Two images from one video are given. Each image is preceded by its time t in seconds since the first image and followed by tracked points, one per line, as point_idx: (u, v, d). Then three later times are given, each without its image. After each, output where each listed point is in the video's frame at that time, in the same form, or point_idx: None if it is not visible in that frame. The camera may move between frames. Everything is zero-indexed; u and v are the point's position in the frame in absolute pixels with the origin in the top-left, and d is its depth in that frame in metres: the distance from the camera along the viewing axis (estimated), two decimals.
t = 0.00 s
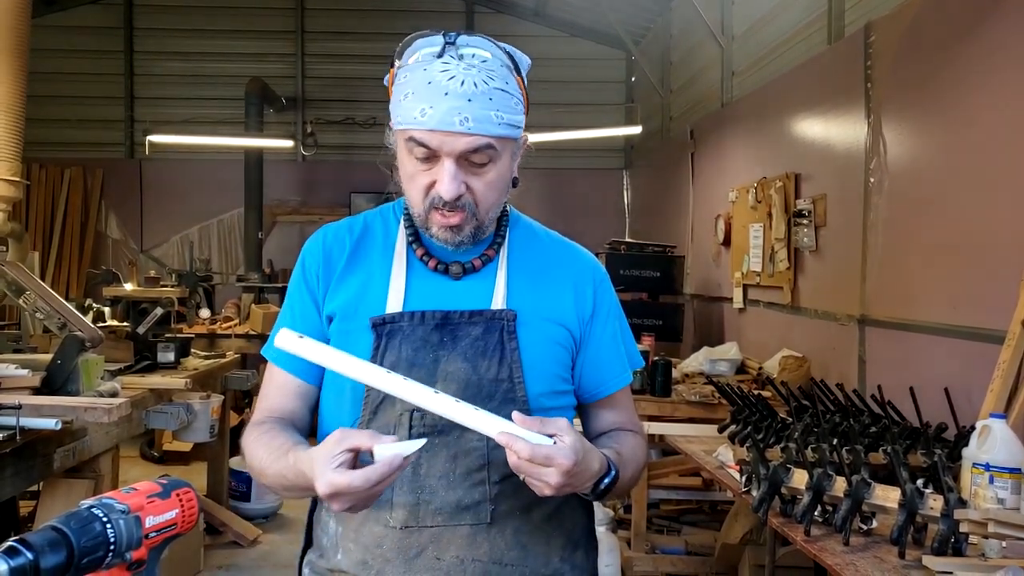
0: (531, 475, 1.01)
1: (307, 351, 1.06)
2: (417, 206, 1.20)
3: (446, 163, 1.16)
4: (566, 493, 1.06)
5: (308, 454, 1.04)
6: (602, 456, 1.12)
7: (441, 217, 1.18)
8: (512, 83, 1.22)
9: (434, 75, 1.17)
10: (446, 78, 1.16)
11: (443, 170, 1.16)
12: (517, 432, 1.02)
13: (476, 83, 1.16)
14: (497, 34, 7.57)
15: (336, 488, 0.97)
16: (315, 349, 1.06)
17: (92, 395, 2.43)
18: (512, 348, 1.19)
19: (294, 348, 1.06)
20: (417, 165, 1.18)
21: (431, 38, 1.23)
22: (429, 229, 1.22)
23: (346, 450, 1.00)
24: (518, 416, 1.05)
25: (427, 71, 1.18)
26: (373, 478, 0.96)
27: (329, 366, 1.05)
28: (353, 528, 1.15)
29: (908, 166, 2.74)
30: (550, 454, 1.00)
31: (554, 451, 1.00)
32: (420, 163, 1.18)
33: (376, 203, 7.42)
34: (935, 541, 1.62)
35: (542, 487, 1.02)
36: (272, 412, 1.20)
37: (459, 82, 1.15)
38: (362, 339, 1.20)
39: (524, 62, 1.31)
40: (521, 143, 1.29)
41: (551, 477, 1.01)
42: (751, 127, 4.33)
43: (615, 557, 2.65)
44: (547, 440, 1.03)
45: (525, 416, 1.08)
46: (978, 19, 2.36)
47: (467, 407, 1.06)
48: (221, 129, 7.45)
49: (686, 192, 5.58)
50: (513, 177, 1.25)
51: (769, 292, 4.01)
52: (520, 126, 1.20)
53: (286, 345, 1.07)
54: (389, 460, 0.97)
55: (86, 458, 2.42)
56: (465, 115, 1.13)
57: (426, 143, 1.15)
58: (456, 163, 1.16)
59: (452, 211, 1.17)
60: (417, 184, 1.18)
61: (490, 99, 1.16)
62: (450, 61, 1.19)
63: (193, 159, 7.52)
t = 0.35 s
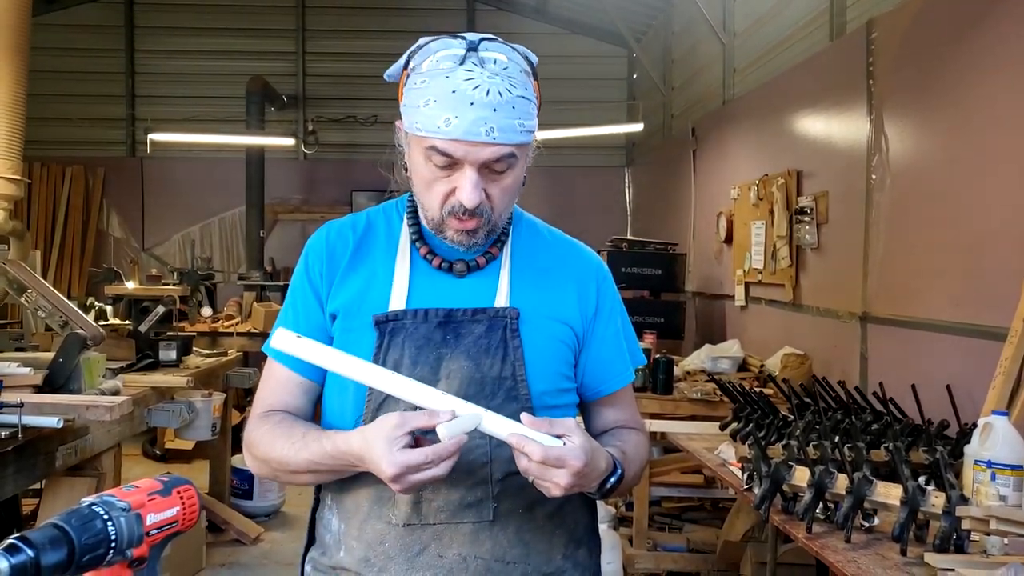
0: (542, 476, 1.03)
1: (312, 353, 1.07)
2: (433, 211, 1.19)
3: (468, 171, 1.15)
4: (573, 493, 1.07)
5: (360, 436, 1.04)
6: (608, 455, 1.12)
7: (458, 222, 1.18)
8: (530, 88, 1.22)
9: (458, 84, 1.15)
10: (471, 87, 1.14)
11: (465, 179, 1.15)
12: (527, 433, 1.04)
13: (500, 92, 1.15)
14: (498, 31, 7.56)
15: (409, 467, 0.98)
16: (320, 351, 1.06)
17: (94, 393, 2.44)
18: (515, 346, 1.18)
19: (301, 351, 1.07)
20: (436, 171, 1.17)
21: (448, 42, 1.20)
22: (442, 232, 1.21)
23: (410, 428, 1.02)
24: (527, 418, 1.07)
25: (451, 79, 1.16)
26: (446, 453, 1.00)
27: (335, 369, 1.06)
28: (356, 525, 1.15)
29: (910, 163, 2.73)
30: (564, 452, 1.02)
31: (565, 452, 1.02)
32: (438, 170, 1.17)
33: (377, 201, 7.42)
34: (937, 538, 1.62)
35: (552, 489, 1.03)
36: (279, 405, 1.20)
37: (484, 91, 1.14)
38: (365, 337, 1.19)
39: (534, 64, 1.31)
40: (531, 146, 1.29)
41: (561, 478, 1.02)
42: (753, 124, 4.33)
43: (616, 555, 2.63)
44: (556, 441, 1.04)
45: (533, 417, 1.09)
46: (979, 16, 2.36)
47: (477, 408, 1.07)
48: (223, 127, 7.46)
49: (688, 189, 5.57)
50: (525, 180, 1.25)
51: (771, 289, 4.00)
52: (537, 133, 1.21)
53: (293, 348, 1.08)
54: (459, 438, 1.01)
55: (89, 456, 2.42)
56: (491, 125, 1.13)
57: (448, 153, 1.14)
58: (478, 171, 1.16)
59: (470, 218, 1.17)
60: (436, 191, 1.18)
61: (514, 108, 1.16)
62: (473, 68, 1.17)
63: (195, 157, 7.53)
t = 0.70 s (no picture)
0: (543, 477, 1.03)
1: (311, 352, 1.07)
2: (434, 208, 1.19)
3: (469, 167, 1.15)
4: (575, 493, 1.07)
5: (365, 436, 1.03)
6: (609, 454, 1.12)
7: (460, 219, 1.18)
8: (530, 83, 1.21)
9: (458, 79, 1.15)
10: (471, 83, 1.14)
11: (466, 175, 1.15)
12: (528, 432, 1.04)
13: (500, 87, 1.15)
14: (498, 29, 7.55)
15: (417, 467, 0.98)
16: (320, 350, 1.07)
17: (95, 390, 2.44)
18: (516, 344, 1.18)
19: (300, 350, 1.08)
20: (437, 168, 1.17)
21: (447, 38, 1.20)
22: (444, 229, 1.21)
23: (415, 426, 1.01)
24: (528, 418, 1.07)
25: (450, 75, 1.16)
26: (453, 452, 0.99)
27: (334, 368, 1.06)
28: (356, 522, 1.15)
29: (911, 161, 2.73)
30: (565, 455, 1.01)
31: (566, 452, 1.02)
32: (440, 167, 1.17)
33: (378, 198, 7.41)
34: (937, 536, 1.62)
35: (553, 488, 1.03)
36: (279, 402, 1.20)
37: (484, 86, 1.14)
38: (366, 334, 1.19)
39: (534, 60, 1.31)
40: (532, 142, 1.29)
41: (562, 477, 1.02)
42: (754, 121, 4.32)
43: (616, 553, 2.63)
44: (557, 440, 1.04)
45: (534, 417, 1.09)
46: (980, 13, 2.35)
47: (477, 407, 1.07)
48: (223, 125, 7.45)
49: (688, 187, 5.57)
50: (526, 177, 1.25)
51: (771, 287, 4.00)
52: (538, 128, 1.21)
53: (293, 347, 1.09)
54: (466, 438, 1.00)
55: (89, 453, 2.42)
56: (492, 120, 1.13)
57: (449, 149, 1.14)
58: (479, 166, 1.16)
59: (472, 214, 1.17)
60: (437, 188, 1.18)
61: (514, 103, 1.15)
62: (472, 64, 1.17)
63: (195, 155, 7.53)
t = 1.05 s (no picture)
0: (546, 479, 1.02)
1: (305, 353, 1.06)
2: (424, 207, 1.20)
3: (456, 167, 1.15)
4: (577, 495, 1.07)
5: (348, 448, 1.05)
6: (611, 456, 1.12)
7: (449, 219, 1.18)
8: (523, 85, 1.21)
9: (447, 78, 1.15)
10: (459, 82, 1.14)
11: (453, 175, 1.15)
12: (530, 435, 1.03)
13: (489, 87, 1.15)
14: (498, 28, 7.55)
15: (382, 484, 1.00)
16: (315, 352, 1.05)
17: (94, 390, 2.44)
18: (515, 343, 1.18)
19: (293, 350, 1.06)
20: (427, 167, 1.17)
21: (441, 37, 1.21)
22: (435, 228, 1.21)
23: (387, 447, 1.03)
24: (530, 421, 1.05)
25: (440, 73, 1.16)
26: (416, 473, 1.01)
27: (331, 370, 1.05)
28: (356, 523, 1.15)
29: (911, 160, 2.73)
30: (569, 458, 1.01)
31: (568, 455, 1.01)
32: (429, 165, 1.17)
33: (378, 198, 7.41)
34: (937, 536, 1.62)
35: (554, 490, 1.03)
36: (278, 404, 1.20)
37: (472, 86, 1.14)
38: (365, 335, 1.19)
39: (531, 60, 1.30)
40: (528, 143, 1.29)
41: (564, 481, 1.02)
42: (754, 121, 4.32)
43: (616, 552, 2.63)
44: (560, 444, 1.03)
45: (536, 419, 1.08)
46: (979, 13, 2.36)
47: (479, 411, 1.06)
48: (224, 125, 7.45)
49: (689, 186, 5.56)
50: (521, 178, 1.25)
51: (771, 287, 4.00)
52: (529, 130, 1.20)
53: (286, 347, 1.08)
54: (441, 464, 1.03)
55: (89, 453, 2.42)
56: (478, 121, 1.12)
57: (437, 148, 1.14)
58: (467, 167, 1.16)
59: (460, 214, 1.17)
60: (427, 186, 1.18)
61: (503, 104, 1.15)
62: (463, 64, 1.17)
63: (195, 155, 7.53)
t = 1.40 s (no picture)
0: (551, 490, 1.00)
1: (324, 342, 1.05)
2: (415, 203, 1.20)
3: (443, 162, 1.15)
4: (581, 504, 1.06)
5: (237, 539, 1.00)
6: (616, 464, 1.11)
7: (438, 216, 1.18)
8: (515, 82, 1.21)
9: (436, 73, 1.16)
10: (448, 77, 1.15)
11: (440, 170, 1.15)
12: (539, 444, 1.02)
13: (477, 83, 1.15)
14: (499, 27, 7.54)
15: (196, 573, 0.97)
16: (334, 343, 1.05)
17: (94, 389, 2.44)
18: (513, 342, 1.18)
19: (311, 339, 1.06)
20: (415, 162, 1.18)
21: (434, 32, 1.21)
22: (426, 225, 1.21)
23: None
24: (538, 428, 1.04)
25: (430, 68, 1.17)
26: None
27: (349, 362, 1.05)
28: (355, 523, 1.15)
29: (911, 158, 2.73)
30: (577, 475, 1.00)
31: (576, 468, 1.00)
32: (418, 160, 1.17)
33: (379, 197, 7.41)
34: (937, 534, 1.62)
35: (558, 502, 1.01)
36: (267, 410, 1.23)
37: (460, 81, 1.14)
38: (362, 335, 1.19)
39: (528, 56, 1.30)
40: (523, 142, 1.28)
41: (569, 493, 1.00)
42: (754, 119, 4.31)
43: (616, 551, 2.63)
44: (569, 455, 1.02)
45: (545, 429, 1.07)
46: (980, 11, 2.35)
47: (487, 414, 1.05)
48: (223, 123, 7.44)
49: (689, 185, 5.56)
50: (514, 176, 1.25)
51: (772, 285, 4.00)
52: (520, 127, 1.20)
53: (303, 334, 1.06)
54: None
55: (89, 452, 2.41)
56: (465, 116, 1.12)
57: (424, 143, 1.14)
58: (454, 162, 1.16)
59: (448, 211, 1.17)
60: (416, 182, 1.18)
61: (491, 100, 1.15)
62: (452, 59, 1.18)
63: (195, 153, 7.53)
